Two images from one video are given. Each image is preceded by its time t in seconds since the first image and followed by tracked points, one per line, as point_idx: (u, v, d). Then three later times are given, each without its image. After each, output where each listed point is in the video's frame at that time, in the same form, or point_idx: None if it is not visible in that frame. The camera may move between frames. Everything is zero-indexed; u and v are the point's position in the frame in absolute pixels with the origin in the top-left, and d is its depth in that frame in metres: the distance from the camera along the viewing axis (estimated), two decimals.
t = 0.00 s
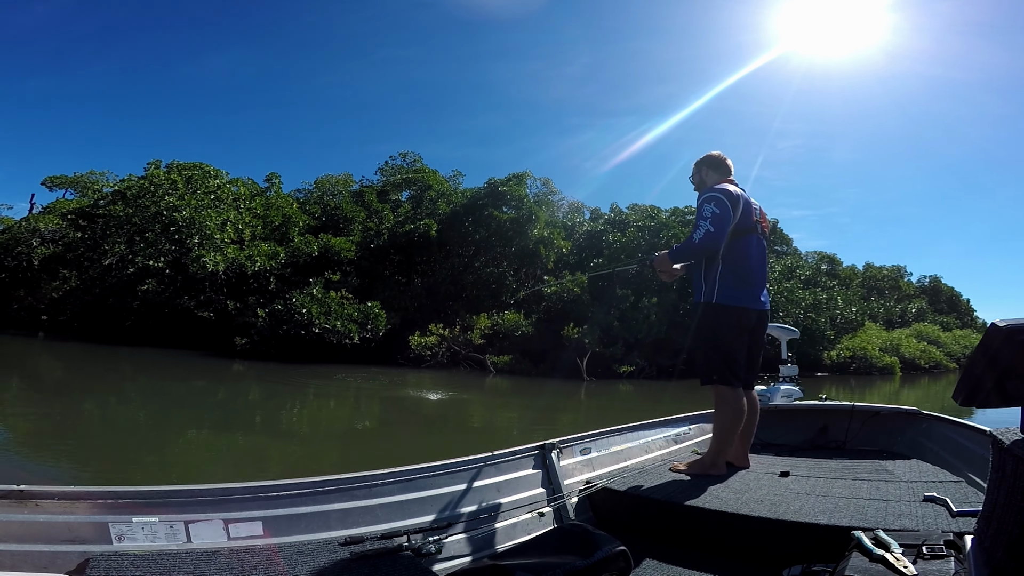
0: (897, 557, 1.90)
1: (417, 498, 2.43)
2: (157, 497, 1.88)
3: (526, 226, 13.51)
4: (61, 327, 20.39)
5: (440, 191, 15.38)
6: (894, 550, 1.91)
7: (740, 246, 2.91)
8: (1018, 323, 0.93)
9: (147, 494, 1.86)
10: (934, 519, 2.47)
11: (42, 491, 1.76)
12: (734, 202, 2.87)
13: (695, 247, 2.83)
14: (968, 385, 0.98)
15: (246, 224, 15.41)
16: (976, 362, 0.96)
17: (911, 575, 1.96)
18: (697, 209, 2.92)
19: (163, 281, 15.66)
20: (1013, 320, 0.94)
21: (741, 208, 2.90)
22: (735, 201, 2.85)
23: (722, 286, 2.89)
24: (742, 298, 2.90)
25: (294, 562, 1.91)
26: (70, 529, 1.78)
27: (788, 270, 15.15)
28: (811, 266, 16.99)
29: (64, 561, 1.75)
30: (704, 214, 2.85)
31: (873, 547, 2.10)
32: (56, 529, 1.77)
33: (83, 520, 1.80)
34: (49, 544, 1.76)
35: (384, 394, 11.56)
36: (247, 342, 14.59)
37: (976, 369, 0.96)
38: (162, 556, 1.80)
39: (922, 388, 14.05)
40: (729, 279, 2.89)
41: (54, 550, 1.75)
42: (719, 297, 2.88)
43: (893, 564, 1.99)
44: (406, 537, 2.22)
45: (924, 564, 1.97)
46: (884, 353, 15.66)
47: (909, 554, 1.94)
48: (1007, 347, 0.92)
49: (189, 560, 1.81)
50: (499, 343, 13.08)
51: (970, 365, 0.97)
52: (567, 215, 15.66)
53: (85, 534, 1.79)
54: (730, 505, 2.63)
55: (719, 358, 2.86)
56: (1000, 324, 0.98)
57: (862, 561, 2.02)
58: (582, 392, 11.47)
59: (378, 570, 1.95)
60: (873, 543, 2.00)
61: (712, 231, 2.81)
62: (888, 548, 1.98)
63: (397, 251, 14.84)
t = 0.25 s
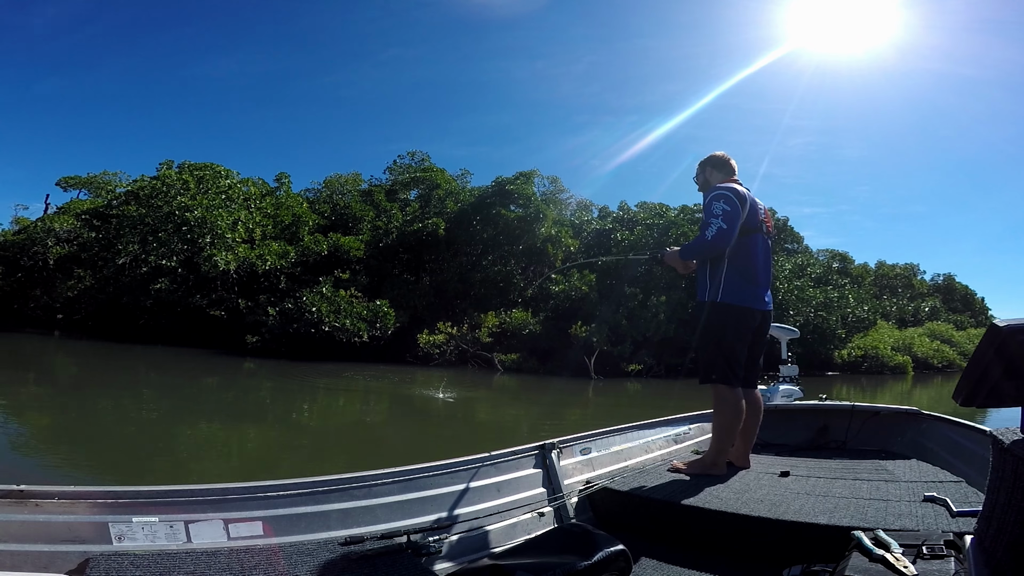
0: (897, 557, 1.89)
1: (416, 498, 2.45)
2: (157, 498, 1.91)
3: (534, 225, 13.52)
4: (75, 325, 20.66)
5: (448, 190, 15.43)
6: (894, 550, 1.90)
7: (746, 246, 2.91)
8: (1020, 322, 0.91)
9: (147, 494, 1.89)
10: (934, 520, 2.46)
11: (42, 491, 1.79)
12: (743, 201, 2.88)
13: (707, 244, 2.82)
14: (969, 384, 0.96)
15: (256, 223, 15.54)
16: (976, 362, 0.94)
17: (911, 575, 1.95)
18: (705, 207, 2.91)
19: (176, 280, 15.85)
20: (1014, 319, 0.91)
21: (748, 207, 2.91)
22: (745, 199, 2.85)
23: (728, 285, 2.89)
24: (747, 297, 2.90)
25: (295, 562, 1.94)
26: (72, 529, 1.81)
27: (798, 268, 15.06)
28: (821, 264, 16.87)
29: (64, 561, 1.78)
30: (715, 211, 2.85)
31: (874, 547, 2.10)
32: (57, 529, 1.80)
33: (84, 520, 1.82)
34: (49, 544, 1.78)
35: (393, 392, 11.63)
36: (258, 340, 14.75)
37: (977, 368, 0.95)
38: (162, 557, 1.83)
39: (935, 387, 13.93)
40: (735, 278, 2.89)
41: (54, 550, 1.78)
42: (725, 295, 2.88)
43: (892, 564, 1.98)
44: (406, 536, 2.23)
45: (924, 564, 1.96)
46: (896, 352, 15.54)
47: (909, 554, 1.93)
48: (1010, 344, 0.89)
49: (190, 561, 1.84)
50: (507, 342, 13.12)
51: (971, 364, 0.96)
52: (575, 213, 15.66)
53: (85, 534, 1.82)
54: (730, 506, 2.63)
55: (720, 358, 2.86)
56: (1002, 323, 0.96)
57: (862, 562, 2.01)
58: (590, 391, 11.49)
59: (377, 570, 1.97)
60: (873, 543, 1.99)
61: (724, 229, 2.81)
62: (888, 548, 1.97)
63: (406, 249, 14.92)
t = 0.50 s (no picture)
0: (897, 557, 1.89)
1: (416, 498, 2.46)
2: (157, 498, 1.95)
3: (539, 227, 13.49)
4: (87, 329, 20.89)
5: (453, 193, 15.49)
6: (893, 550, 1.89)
7: (744, 245, 2.92)
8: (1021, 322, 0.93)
9: (146, 494, 1.92)
10: (934, 520, 2.45)
11: (41, 491, 1.83)
12: (741, 200, 2.90)
13: (706, 242, 2.82)
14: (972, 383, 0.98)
15: (264, 228, 15.66)
16: (979, 359, 0.96)
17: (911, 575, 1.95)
18: (704, 206, 2.92)
19: (186, 284, 15.99)
20: (1015, 319, 0.94)
21: (746, 207, 2.92)
22: (743, 198, 2.87)
23: (727, 284, 2.89)
24: (745, 297, 2.89)
25: (295, 562, 1.96)
26: (71, 529, 1.84)
27: (806, 268, 14.98)
28: (830, 263, 16.78)
29: (65, 560, 1.81)
30: (715, 209, 2.86)
31: (873, 547, 2.09)
32: (58, 529, 1.83)
33: (84, 520, 1.86)
34: (49, 544, 1.81)
35: (400, 395, 11.66)
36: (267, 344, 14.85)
37: (980, 367, 0.97)
38: (162, 556, 1.86)
39: (946, 387, 13.83)
40: (734, 277, 2.89)
41: (54, 550, 1.81)
42: (724, 294, 2.88)
43: (892, 564, 1.98)
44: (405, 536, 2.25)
45: (923, 564, 1.96)
46: (906, 352, 15.45)
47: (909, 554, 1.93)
48: (1009, 344, 0.92)
49: (189, 560, 1.87)
50: (513, 344, 13.14)
51: (975, 362, 0.98)
52: (580, 215, 15.66)
53: (85, 534, 1.85)
54: (730, 505, 2.63)
55: (719, 358, 2.85)
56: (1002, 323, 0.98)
57: (862, 561, 2.01)
58: (596, 392, 11.48)
59: (377, 570, 1.99)
60: (873, 543, 1.99)
61: (723, 226, 2.82)
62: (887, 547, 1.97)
63: (413, 252, 14.96)
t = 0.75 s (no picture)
0: (896, 557, 1.88)
1: (416, 498, 2.48)
2: (157, 499, 1.98)
3: (545, 228, 13.49)
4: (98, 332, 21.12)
5: (460, 195, 15.53)
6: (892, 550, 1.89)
7: (741, 245, 2.92)
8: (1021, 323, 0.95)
9: (145, 495, 1.95)
10: (934, 520, 2.44)
11: (41, 491, 1.86)
12: (736, 201, 2.91)
13: (700, 242, 2.84)
14: (970, 382, 1.00)
15: (273, 231, 15.78)
16: (978, 358, 0.98)
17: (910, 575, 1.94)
18: (699, 208, 2.94)
19: (196, 287, 16.13)
20: (1015, 320, 0.95)
21: (743, 207, 2.93)
22: (738, 199, 2.88)
23: (724, 284, 2.89)
24: (744, 296, 2.89)
25: (295, 561, 1.98)
26: (72, 529, 1.87)
27: (815, 268, 14.90)
28: (839, 263, 16.67)
29: (65, 560, 1.84)
30: (709, 210, 2.88)
31: (874, 547, 2.08)
32: (58, 529, 1.86)
33: (84, 520, 1.89)
34: (50, 544, 1.85)
35: (407, 396, 11.69)
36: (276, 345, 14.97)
37: (979, 367, 0.99)
38: (161, 556, 1.89)
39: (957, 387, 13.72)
40: (731, 277, 2.89)
41: (54, 550, 1.84)
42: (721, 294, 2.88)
43: (891, 564, 1.97)
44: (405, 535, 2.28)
45: (923, 564, 1.95)
46: (916, 352, 15.35)
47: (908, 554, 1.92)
48: (1008, 344, 0.94)
49: (190, 559, 1.90)
50: (519, 345, 13.16)
51: (975, 362, 0.99)
52: (586, 216, 15.67)
53: (84, 534, 1.88)
54: (729, 505, 2.62)
55: (719, 357, 2.85)
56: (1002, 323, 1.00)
57: (861, 561, 2.01)
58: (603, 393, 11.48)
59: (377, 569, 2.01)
60: (873, 543, 1.98)
61: (717, 226, 2.83)
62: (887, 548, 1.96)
63: (419, 255, 15.02)
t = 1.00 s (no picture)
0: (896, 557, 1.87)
1: (419, 497, 2.48)
2: (158, 499, 2.01)
3: (552, 226, 13.53)
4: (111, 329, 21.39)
5: (468, 193, 15.55)
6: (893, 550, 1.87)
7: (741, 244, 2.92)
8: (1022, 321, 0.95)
9: (145, 496, 1.98)
10: (934, 519, 2.43)
11: (41, 491, 1.89)
12: (736, 201, 2.90)
13: (699, 242, 2.84)
14: (969, 381, 1.01)
15: (283, 229, 15.90)
16: (976, 358, 0.99)
17: (910, 575, 1.93)
18: (699, 208, 2.94)
19: (207, 285, 16.28)
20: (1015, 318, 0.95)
21: (742, 207, 2.92)
22: (737, 199, 2.88)
23: (724, 283, 2.89)
24: (745, 296, 2.88)
25: (295, 562, 2.01)
26: (72, 529, 1.90)
27: (825, 267, 14.79)
28: (850, 262, 16.54)
29: (65, 560, 1.88)
30: (707, 210, 2.88)
31: (874, 547, 2.07)
32: (59, 529, 1.89)
33: (84, 521, 1.92)
34: (50, 544, 1.88)
35: (415, 393, 11.75)
36: (287, 342, 15.10)
37: (977, 367, 1.00)
38: (162, 556, 1.92)
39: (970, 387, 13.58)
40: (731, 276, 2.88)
41: (54, 550, 1.88)
42: (721, 293, 2.87)
43: (891, 564, 1.96)
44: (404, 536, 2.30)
45: (923, 564, 1.93)
46: (928, 352, 15.22)
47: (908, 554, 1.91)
48: (1009, 344, 0.94)
49: (191, 560, 1.94)
50: (526, 343, 13.16)
51: (974, 362, 1.00)
52: (594, 214, 15.66)
53: (84, 534, 1.91)
54: (729, 505, 2.62)
55: (721, 356, 2.83)
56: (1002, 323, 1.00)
57: (861, 561, 1.99)
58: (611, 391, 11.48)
59: (376, 570, 2.03)
60: (873, 543, 1.97)
61: (715, 226, 2.83)
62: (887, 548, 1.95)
63: (428, 253, 15.07)
